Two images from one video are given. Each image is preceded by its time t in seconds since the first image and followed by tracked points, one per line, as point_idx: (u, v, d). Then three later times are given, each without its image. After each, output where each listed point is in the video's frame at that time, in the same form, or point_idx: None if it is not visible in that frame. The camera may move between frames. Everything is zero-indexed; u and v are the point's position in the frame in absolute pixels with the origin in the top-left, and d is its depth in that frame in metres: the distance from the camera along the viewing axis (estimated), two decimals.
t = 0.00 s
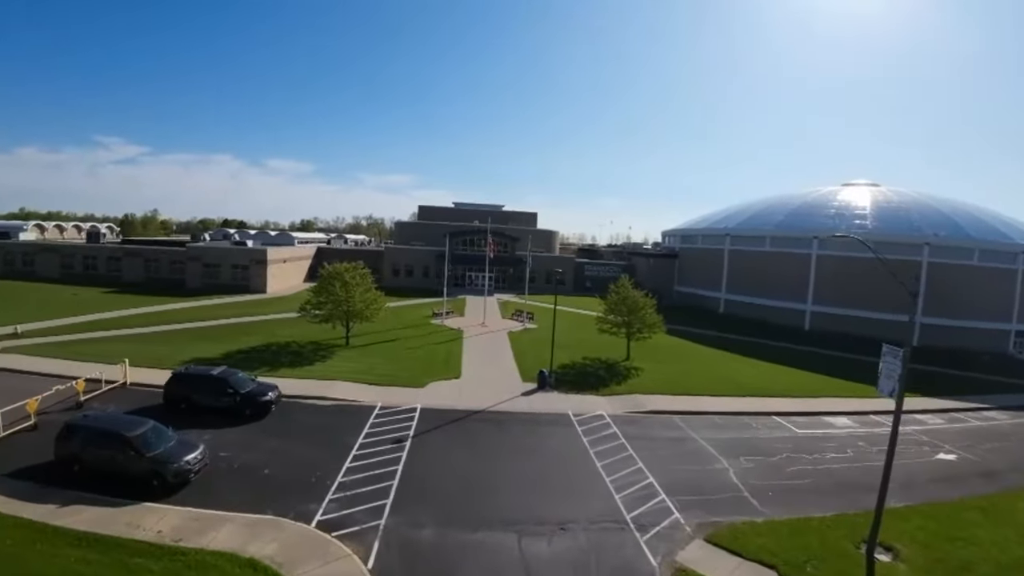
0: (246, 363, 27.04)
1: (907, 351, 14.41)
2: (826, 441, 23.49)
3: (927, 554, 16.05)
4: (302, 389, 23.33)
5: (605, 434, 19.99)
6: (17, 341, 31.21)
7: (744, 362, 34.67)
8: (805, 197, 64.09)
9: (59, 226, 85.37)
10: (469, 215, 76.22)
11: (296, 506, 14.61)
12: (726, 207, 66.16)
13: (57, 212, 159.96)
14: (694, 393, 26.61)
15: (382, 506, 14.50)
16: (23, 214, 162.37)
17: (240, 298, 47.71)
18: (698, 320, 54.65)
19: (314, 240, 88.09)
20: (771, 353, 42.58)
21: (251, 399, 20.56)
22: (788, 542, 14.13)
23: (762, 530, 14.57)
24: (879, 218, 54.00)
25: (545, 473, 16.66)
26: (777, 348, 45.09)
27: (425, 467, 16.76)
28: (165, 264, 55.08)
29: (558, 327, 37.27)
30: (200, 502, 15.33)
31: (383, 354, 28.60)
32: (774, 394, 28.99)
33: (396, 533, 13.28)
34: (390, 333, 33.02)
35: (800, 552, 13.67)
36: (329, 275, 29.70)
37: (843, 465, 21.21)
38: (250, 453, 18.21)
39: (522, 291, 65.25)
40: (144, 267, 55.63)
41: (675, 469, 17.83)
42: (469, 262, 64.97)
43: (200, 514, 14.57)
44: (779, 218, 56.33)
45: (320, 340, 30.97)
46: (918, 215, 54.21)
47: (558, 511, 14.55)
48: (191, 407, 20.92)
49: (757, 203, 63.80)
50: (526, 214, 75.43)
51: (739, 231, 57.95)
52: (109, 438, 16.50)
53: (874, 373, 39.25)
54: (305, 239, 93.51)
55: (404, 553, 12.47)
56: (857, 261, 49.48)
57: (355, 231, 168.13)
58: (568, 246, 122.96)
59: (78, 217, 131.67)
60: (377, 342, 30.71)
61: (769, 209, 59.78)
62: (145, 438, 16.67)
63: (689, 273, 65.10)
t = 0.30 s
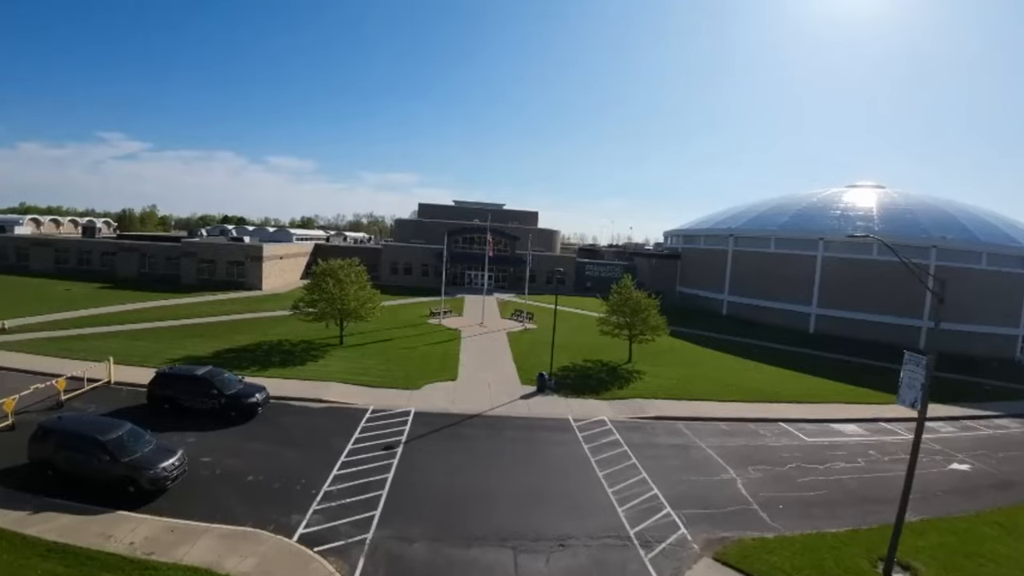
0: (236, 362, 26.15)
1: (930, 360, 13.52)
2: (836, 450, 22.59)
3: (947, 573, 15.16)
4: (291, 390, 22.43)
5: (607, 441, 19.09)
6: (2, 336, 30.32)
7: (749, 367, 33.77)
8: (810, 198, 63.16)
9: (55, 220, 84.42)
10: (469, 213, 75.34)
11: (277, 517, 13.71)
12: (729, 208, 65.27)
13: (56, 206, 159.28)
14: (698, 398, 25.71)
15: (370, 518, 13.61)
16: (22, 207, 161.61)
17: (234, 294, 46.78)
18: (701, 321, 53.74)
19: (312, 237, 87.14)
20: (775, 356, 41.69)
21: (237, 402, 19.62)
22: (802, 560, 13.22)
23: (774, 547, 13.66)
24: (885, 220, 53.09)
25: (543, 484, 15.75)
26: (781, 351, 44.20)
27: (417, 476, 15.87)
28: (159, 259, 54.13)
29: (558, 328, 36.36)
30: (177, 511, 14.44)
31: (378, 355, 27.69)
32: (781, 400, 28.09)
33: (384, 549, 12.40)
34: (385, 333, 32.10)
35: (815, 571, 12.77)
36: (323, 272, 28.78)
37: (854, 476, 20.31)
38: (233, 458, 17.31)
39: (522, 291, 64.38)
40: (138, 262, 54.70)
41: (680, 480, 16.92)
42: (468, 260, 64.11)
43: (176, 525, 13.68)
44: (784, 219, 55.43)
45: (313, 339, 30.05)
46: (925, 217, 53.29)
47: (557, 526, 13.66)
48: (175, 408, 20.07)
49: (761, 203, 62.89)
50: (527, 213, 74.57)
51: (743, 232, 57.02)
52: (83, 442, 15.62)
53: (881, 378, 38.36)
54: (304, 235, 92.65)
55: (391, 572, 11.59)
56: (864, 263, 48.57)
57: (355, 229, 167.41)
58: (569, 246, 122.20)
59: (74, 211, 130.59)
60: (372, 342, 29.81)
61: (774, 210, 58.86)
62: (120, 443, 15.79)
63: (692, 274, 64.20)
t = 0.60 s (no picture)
0: (226, 363, 25.31)
1: (957, 367, 12.67)
2: (847, 459, 21.70)
3: None
4: (282, 393, 21.59)
5: (610, 448, 18.23)
6: None
7: (754, 369, 32.91)
8: (815, 198, 62.24)
9: (52, 217, 83.66)
10: (470, 212, 74.48)
11: (259, 532, 12.88)
12: (733, 207, 64.39)
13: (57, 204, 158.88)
14: (703, 402, 24.84)
15: (357, 533, 12.76)
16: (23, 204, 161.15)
17: (229, 292, 45.93)
18: (704, 323, 52.86)
19: (311, 235, 86.36)
20: (780, 359, 40.85)
21: (223, 405, 18.91)
22: None
23: (788, 564, 12.78)
24: (892, 220, 52.19)
25: (543, 494, 14.89)
26: (786, 353, 43.33)
27: (410, 487, 15.02)
28: (154, 257, 53.29)
29: (559, 329, 35.50)
30: (154, 523, 13.62)
31: (373, 355, 26.84)
32: (787, 405, 27.24)
33: (371, 567, 11.56)
34: (382, 333, 31.24)
35: None
36: (317, 270, 27.91)
37: (868, 487, 19.43)
38: (217, 466, 16.47)
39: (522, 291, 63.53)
40: (133, 260, 53.85)
41: (687, 491, 16.06)
42: (468, 259, 63.29)
43: (152, 538, 12.85)
44: (789, 219, 54.54)
45: (307, 339, 29.19)
46: (933, 218, 52.36)
47: (558, 542, 12.79)
48: (158, 411, 19.33)
49: (765, 203, 62.02)
50: (528, 212, 73.70)
51: (747, 232, 56.13)
52: (56, 447, 14.78)
53: (889, 382, 37.49)
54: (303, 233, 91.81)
55: None
56: (870, 264, 47.68)
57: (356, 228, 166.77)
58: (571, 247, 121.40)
59: (73, 208, 129.56)
60: (367, 342, 28.96)
61: (778, 210, 57.96)
62: (96, 449, 14.97)
63: (695, 275, 63.32)
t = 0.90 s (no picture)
0: (216, 366, 24.50)
1: (990, 374, 11.88)
2: (860, 469, 20.83)
3: None
4: (272, 398, 20.75)
5: (614, 458, 17.36)
6: None
7: (761, 373, 32.02)
8: (820, 199, 61.33)
9: (49, 215, 82.90)
10: (469, 212, 73.66)
11: (239, 548, 12.05)
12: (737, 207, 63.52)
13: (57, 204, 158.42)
14: (710, 407, 23.97)
15: (345, 551, 11.91)
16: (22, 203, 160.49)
17: (225, 292, 45.11)
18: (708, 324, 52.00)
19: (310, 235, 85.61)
20: (786, 361, 40.01)
21: (208, 410, 18.16)
22: None
23: None
24: (899, 220, 51.28)
25: (543, 509, 14.02)
26: (791, 355, 42.48)
27: (403, 500, 14.16)
28: (149, 256, 52.48)
29: (561, 331, 34.64)
30: (129, 538, 12.78)
31: (368, 358, 25.99)
32: (796, 411, 26.37)
33: None
34: (378, 334, 30.38)
35: None
36: (311, 269, 27.05)
37: (883, 499, 18.55)
38: (200, 476, 15.62)
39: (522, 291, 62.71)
40: (128, 259, 53.02)
41: (697, 504, 15.18)
42: (468, 259, 62.46)
43: (125, 555, 12.00)
44: (795, 219, 53.67)
45: (301, 340, 28.34)
46: (940, 219, 51.45)
47: (559, 561, 11.92)
48: (142, 416, 18.74)
49: (769, 203, 61.15)
50: (528, 212, 72.85)
51: (751, 232, 55.24)
52: (27, 453, 13.94)
53: (898, 385, 36.61)
54: (302, 233, 90.99)
55: None
56: (878, 265, 46.80)
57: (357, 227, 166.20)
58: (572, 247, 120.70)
59: (72, 207, 128.64)
60: (362, 344, 28.12)
61: (783, 210, 57.05)
62: (70, 457, 14.16)
63: (698, 276, 62.46)
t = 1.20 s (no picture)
0: (206, 370, 23.69)
1: None
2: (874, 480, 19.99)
3: None
4: (263, 404, 19.92)
5: (619, 469, 16.53)
6: None
7: (768, 377, 31.19)
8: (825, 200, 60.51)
9: (46, 215, 82.03)
10: (470, 213, 72.88)
11: (217, 567, 11.28)
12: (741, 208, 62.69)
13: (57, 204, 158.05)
14: (717, 414, 23.11)
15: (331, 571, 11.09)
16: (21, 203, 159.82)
17: (220, 293, 44.30)
18: (712, 326, 51.14)
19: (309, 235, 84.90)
20: (792, 365, 39.16)
21: (192, 417, 17.53)
22: None
23: None
24: (907, 221, 50.43)
25: (544, 526, 13.15)
26: (797, 359, 41.63)
27: (394, 515, 13.27)
28: (145, 256, 51.64)
29: (563, 334, 33.84)
30: (102, 554, 11.99)
31: (363, 361, 25.16)
32: (806, 417, 25.52)
33: None
34: (375, 336, 29.57)
35: None
36: (306, 269, 26.19)
37: (901, 512, 17.71)
38: (182, 488, 14.79)
39: (523, 293, 61.90)
40: (123, 258, 52.20)
41: (707, 519, 14.35)
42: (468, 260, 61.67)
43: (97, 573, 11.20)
44: (801, 220, 52.84)
45: (296, 343, 27.51)
46: (949, 220, 50.60)
47: None
48: (124, 422, 18.19)
49: (774, 204, 60.33)
50: (529, 212, 72.05)
51: (756, 233, 54.38)
52: None
53: (908, 390, 35.74)
54: (301, 233, 90.19)
55: None
56: (886, 267, 45.99)
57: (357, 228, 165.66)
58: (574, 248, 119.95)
59: (70, 205, 127.58)
60: (358, 347, 27.31)
61: (788, 211, 56.19)
62: (41, 467, 13.33)
63: (702, 277, 61.62)
